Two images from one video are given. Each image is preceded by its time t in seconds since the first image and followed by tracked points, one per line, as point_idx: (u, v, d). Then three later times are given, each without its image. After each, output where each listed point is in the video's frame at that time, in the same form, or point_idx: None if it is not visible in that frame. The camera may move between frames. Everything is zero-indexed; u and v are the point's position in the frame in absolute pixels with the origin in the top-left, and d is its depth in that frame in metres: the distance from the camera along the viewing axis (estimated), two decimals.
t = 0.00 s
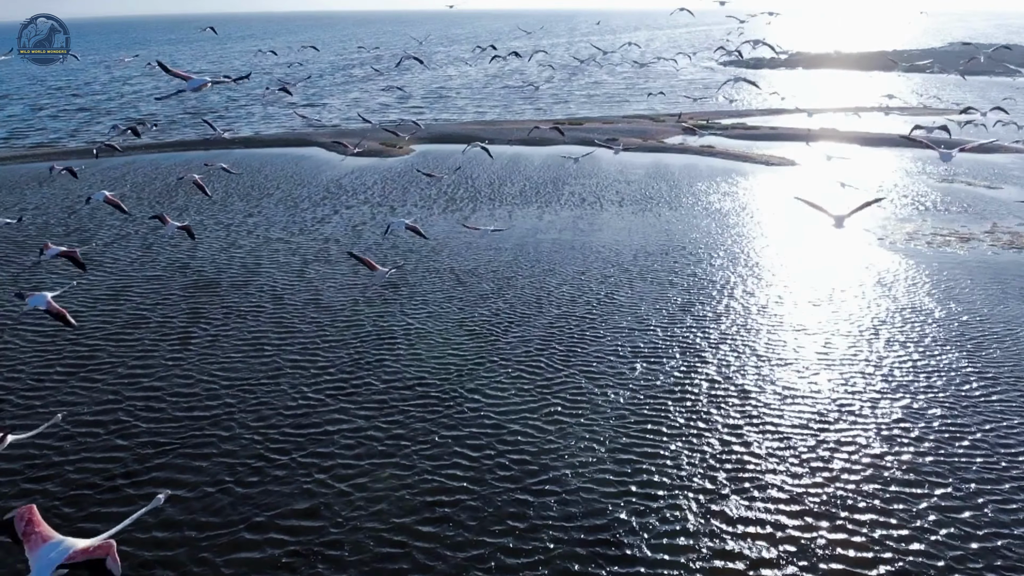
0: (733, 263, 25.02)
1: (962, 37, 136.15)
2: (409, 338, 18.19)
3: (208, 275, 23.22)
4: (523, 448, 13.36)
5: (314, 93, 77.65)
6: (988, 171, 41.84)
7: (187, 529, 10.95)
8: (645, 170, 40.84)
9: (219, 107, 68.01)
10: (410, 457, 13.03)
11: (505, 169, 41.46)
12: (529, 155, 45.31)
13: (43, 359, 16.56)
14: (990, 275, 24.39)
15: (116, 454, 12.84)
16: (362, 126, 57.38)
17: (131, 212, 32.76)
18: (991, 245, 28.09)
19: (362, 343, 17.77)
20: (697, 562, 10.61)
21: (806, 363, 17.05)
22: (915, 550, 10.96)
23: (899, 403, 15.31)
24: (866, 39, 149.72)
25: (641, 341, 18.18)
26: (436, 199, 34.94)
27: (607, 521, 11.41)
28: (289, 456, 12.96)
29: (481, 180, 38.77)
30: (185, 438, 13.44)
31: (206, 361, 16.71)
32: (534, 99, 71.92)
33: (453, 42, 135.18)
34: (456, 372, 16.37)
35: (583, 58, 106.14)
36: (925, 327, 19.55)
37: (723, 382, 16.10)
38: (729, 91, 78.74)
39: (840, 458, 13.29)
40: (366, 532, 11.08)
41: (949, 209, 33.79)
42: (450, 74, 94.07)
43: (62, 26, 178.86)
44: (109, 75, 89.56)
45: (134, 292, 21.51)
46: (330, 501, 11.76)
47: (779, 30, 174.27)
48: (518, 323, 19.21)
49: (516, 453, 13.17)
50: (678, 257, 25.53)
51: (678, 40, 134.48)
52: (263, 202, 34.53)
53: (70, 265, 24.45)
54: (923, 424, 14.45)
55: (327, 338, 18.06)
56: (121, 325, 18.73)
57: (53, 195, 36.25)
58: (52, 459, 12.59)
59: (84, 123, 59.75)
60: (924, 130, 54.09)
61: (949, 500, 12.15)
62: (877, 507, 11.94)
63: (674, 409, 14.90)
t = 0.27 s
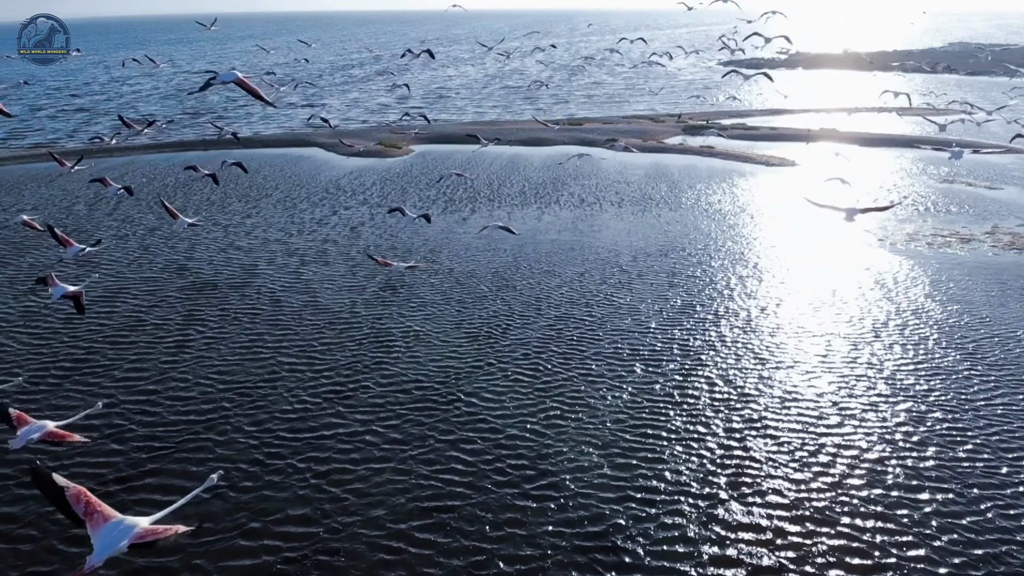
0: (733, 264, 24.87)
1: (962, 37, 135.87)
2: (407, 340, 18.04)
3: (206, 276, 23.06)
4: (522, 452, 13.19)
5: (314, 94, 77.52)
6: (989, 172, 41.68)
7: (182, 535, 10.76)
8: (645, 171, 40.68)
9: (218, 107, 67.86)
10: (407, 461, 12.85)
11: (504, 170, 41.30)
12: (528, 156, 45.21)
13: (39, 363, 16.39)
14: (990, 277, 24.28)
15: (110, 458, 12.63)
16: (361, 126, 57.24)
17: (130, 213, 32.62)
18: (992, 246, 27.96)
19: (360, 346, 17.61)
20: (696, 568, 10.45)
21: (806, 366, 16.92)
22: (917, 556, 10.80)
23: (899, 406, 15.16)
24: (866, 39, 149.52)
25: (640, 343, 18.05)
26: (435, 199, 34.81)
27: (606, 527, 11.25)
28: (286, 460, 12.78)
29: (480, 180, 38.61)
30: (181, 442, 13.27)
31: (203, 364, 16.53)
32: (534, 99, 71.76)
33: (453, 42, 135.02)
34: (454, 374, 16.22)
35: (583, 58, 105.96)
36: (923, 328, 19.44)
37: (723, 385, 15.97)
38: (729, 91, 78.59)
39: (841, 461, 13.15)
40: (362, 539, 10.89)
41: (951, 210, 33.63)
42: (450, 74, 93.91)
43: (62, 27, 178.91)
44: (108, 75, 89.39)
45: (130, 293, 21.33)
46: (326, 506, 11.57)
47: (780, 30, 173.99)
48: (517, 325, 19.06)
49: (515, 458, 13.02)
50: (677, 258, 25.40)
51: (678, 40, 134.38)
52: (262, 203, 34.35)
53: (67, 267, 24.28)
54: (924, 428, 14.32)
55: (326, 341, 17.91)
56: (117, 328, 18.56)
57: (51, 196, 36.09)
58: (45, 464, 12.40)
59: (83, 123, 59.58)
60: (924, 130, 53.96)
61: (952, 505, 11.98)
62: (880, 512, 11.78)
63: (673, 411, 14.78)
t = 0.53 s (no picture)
0: (734, 266, 24.70)
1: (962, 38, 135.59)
2: (405, 342, 17.87)
3: (203, 278, 22.87)
4: (521, 457, 13.02)
5: (313, 94, 77.33)
6: (990, 172, 41.52)
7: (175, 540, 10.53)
8: (645, 171, 40.50)
9: (217, 107, 67.68)
10: (405, 466, 12.66)
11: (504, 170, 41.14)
12: (527, 156, 45.06)
13: (33, 366, 16.19)
14: (991, 278, 24.13)
15: (104, 458, 12.40)
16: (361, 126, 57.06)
17: (128, 214, 32.44)
18: (993, 247, 27.80)
19: (358, 348, 17.44)
20: None
21: (807, 368, 16.75)
22: (921, 563, 10.62)
23: (901, 409, 14.99)
24: (865, 40, 149.23)
25: (639, 345, 17.89)
26: (434, 200, 34.66)
27: (604, 533, 11.07)
28: (282, 464, 12.57)
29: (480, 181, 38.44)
30: (176, 444, 13.05)
31: (198, 367, 16.33)
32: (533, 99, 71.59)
33: (453, 43, 134.85)
34: (452, 377, 16.05)
35: (582, 58, 105.72)
36: (923, 330, 19.28)
37: (723, 387, 15.81)
38: (729, 91, 78.45)
39: (842, 466, 12.98)
40: (358, 545, 10.68)
41: (951, 210, 33.47)
42: (449, 74, 93.75)
43: (61, 26, 178.90)
44: (107, 75, 89.17)
45: (126, 295, 21.14)
46: (321, 512, 11.36)
47: (780, 30, 173.92)
48: (515, 326, 18.89)
49: (513, 463, 12.83)
50: (677, 259, 25.25)
51: (678, 40, 134.21)
52: (260, 204, 34.18)
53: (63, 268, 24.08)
54: (926, 431, 14.14)
55: (323, 343, 17.73)
56: (113, 330, 18.37)
57: (49, 197, 35.90)
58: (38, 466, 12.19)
59: (82, 123, 59.39)
60: (924, 130, 53.82)
61: (955, 510, 11.81)
62: (883, 518, 11.59)
63: (672, 414, 14.61)
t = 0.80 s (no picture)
0: (733, 267, 24.55)
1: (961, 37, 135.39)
2: (403, 344, 17.71)
3: (201, 279, 22.68)
4: (519, 461, 12.83)
5: (312, 95, 77.15)
6: (989, 173, 41.35)
7: (168, 549, 10.32)
8: (644, 172, 40.32)
9: (216, 108, 67.54)
10: (402, 471, 12.46)
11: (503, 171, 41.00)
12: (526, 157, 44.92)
13: (28, 369, 16.02)
14: (992, 279, 23.99)
15: (98, 464, 12.20)
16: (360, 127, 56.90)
17: (126, 215, 32.26)
18: (993, 249, 27.63)
19: (355, 351, 17.26)
20: None
21: (808, 371, 16.60)
22: (923, 570, 10.47)
23: (903, 412, 14.82)
24: (865, 39, 149.07)
25: (639, 347, 17.74)
26: (433, 201, 34.52)
27: (603, 540, 10.89)
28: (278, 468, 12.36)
29: (479, 182, 38.30)
30: (171, 447, 12.83)
31: (194, 369, 16.13)
32: (532, 100, 71.37)
33: (452, 43, 134.68)
34: (450, 380, 15.87)
35: (582, 58, 105.56)
36: (924, 332, 19.13)
37: (723, 390, 15.65)
38: (729, 91, 78.27)
39: (844, 470, 12.81)
40: (353, 552, 10.50)
41: (951, 211, 33.29)
42: (449, 74, 93.59)
43: (61, 26, 177.47)
44: (106, 75, 89.00)
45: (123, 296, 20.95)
46: (317, 518, 11.18)
47: (779, 30, 173.81)
48: (513, 329, 18.72)
49: (512, 467, 12.64)
50: (677, 261, 25.10)
51: (678, 40, 134.08)
52: (259, 205, 34.01)
53: (60, 270, 23.89)
54: (929, 435, 13.97)
55: (320, 345, 17.55)
56: (109, 332, 18.19)
57: (47, 198, 35.74)
58: (31, 470, 11.98)
59: (80, 124, 59.24)
60: (924, 131, 53.69)
61: (957, 516, 11.65)
62: (883, 523, 11.46)
63: (672, 418, 14.46)
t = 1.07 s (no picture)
0: (733, 268, 24.41)
1: (961, 38, 135.14)
2: (400, 347, 17.52)
3: (198, 281, 22.50)
4: (517, 466, 12.64)
5: (312, 95, 76.93)
6: (990, 173, 41.20)
7: (161, 559, 10.12)
8: (644, 172, 40.15)
9: (215, 108, 67.34)
10: (399, 475, 12.25)
11: (502, 172, 40.83)
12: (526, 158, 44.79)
13: (23, 371, 15.83)
14: (994, 281, 23.84)
15: (91, 469, 11.99)
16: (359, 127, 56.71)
17: (123, 216, 32.06)
18: (994, 250, 27.46)
19: (352, 353, 17.07)
20: None
21: (809, 374, 16.42)
22: None
23: (905, 417, 14.64)
24: (865, 39, 148.79)
25: (638, 350, 17.57)
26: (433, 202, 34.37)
27: (602, 548, 10.70)
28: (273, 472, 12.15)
29: (478, 182, 38.14)
30: (165, 450, 12.62)
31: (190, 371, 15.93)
32: (532, 100, 71.19)
33: (452, 43, 134.51)
34: (448, 383, 15.70)
35: (582, 58, 105.34)
36: (926, 335, 18.97)
37: (723, 393, 15.46)
38: (729, 92, 78.08)
39: (846, 475, 12.63)
40: (349, 559, 10.29)
41: (952, 212, 33.12)
42: (448, 74, 93.36)
43: (61, 26, 177.47)
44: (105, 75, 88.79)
45: (119, 298, 20.74)
46: (312, 523, 10.97)
47: (778, 31, 173.66)
48: (512, 331, 18.56)
49: (511, 472, 12.45)
50: (676, 262, 24.94)
51: (678, 40, 133.96)
52: (257, 206, 33.83)
53: (56, 271, 23.70)
54: (932, 440, 13.79)
55: (317, 348, 17.36)
56: (105, 335, 18.00)
57: (44, 198, 35.56)
58: (23, 475, 11.79)
59: (79, 124, 59.05)
60: (925, 131, 53.55)
61: (961, 522, 11.47)
62: (886, 529, 11.28)
63: (672, 422, 14.28)
